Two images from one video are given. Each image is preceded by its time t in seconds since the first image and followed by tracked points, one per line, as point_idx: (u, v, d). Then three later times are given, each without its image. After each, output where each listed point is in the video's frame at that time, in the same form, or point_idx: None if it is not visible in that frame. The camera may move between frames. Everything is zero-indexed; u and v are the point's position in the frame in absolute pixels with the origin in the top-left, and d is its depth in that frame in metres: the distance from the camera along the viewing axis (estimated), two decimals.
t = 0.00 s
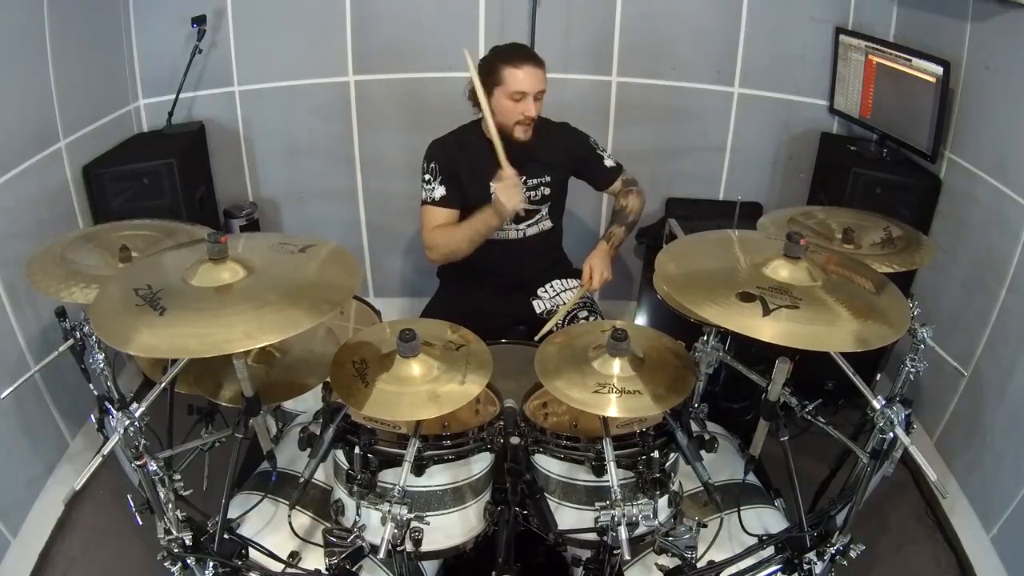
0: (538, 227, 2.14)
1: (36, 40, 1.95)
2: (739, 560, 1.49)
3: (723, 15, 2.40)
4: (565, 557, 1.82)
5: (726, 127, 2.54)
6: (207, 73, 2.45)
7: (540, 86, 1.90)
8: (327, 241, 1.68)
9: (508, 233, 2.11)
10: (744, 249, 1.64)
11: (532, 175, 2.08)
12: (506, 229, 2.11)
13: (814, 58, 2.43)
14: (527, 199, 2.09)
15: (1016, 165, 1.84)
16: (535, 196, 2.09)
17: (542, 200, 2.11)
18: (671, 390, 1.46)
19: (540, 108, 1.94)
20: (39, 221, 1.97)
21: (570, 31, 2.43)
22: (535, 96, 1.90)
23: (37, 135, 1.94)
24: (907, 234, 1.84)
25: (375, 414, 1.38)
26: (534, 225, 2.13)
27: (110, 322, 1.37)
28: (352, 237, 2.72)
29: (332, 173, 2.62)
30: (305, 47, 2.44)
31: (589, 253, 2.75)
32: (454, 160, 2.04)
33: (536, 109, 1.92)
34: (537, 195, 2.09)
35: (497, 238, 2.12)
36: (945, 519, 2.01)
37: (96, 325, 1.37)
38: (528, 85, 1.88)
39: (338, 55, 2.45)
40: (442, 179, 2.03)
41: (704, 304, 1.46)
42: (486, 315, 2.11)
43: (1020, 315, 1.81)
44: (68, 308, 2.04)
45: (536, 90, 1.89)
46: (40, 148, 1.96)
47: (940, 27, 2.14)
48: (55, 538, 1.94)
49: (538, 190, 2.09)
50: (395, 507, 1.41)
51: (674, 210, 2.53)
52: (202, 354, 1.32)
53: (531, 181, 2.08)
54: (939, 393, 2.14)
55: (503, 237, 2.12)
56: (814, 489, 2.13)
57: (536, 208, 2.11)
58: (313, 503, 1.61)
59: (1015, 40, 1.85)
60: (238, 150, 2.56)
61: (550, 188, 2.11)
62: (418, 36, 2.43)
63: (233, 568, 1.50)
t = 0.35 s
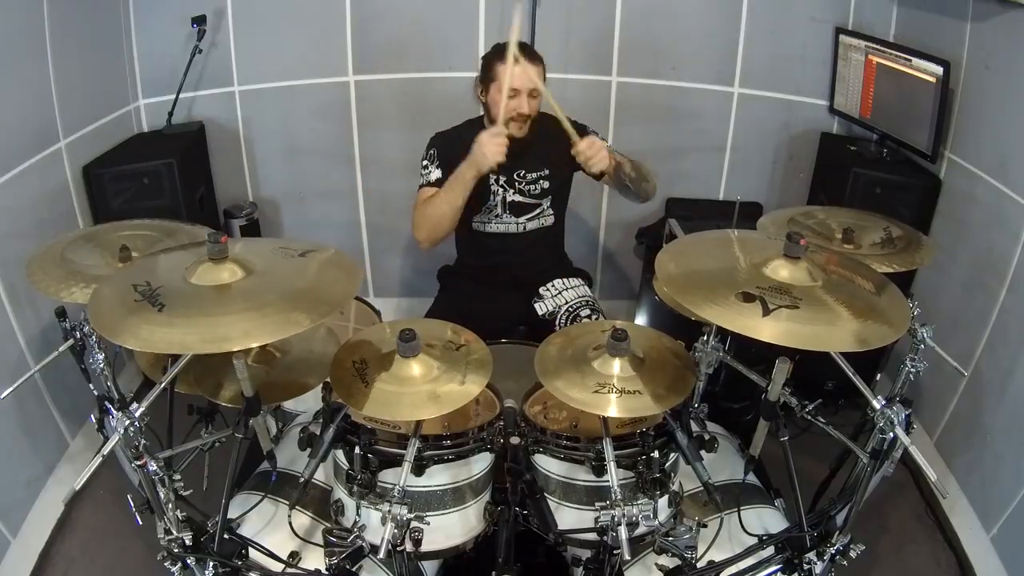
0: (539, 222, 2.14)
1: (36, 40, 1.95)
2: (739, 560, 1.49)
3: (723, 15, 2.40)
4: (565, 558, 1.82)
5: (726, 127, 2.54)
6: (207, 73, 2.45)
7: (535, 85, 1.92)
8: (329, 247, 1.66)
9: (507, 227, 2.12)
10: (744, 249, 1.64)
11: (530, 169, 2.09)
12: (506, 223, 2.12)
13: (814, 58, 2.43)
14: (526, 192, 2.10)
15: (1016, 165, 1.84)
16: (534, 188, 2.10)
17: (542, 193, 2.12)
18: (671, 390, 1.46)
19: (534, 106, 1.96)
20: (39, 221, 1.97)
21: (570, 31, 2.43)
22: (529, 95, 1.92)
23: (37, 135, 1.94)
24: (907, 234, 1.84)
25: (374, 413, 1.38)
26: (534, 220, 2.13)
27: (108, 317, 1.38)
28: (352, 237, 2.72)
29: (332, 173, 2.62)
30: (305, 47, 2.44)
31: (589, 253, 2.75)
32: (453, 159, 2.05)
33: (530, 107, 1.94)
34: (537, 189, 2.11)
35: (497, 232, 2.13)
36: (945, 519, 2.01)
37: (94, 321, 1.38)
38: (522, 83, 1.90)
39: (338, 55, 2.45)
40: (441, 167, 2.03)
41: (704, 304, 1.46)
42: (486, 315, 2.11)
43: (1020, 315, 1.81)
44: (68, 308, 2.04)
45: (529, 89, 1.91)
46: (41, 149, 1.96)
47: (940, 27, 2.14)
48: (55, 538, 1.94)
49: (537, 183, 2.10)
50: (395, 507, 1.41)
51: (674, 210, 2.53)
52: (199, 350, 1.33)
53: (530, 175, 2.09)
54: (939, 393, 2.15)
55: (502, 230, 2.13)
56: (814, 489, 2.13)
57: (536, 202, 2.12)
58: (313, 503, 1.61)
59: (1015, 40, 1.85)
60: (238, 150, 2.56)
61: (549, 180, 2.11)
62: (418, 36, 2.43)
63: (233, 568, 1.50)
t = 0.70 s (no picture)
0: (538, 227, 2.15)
1: (36, 40, 1.95)
2: (739, 560, 1.49)
3: (723, 15, 2.40)
4: (565, 557, 1.82)
5: (726, 127, 2.54)
6: (207, 73, 2.45)
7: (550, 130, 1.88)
8: (330, 240, 1.67)
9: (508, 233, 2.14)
10: (744, 249, 1.64)
11: (532, 180, 2.08)
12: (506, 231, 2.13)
13: (814, 58, 2.43)
14: (527, 203, 2.10)
15: (1016, 165, 1.84)
16: (536, 199, 2.11)
17: (542, 203, 2.12)
18: (671, 390, 1.46)
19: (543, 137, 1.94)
20: (39, 221, 1.97)
21: (570, 31, 2.43)
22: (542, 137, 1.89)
23: (37, 135, 1.94)
24: (907, 234, 1.84)
25: (374, 413, 1.38)
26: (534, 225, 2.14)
27: (108, 321, 1.38)
28: (352, 237, 2.72)
29: (332, 173, 2.62)
30: (305, 48, 2.44)
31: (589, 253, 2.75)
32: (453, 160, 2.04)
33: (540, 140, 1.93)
34: (537, 200, 2.11)
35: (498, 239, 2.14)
36: (945, 519, 2.01)
37: (95, 324, 1.37)
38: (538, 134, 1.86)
39: (338, 55, 2.45)
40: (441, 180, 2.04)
41: (704, 304, 1.47)
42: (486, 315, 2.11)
43: (1020, 315, 1.81)
44: (68, 308, 2.04)
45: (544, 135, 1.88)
46: (40, 149, 1.96)
47: (940, 27, 2.14)
48: (55, 538, 1.94)
49: (539, 194, 2.10)
50: (395, 507, 1.41)
51: (674, 210, 2.53)
52: (200, 354, 1.32)
53: (531, 187, 2.09)
54: (939, 393, 2.15)
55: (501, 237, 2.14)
56: (814, 489, 2.13)
57: (536, 211, 2.13)
58: (313, 503, 1.61)
59: (1015, 40, 1.85)
60: (238, 150, 2.56)
61: (550, 192, 2.12)
62: (418, 36, 2.43)
63: (233, 568, 1.50)
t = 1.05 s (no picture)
0: (540, 225, 2.14)
1: (36, 40, 1.95)
2: (739, 560, 1.49)
3: (723, 15, 2.40)
4: (565, 557, 1.82)
5: (726, 128, 2.54)
6: (207, 73, 2.45)
7: (537, 90, 1.91)
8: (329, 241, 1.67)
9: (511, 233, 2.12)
10: (744, 249, 1.64)
11: (535, 175, 2.08)
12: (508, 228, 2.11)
13: (814, 58, 2.43)
14: (530, 199, 2.09)
15: (1016, 165, 1.84)
16: (538, 196, 2.10)
17: (545, 200, 2.11)
18: (671, 390, 1.46)
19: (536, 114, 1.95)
20: (39, 221, 1.97)
21: (570, 31, 2.43)
22: (530, 100, 1.91)
23: (37, 135, 1.94)
24: (907, 234, 1.84)
25: (374, 413, 1.38)
26: (536, 225, 2.13)
27: (107, 318, 1.38)
28: (352, 237, 2.72)
29: (332, 173, 2.62)
30: (306, 47, 2.44)
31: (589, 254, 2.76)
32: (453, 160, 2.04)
33: (532, 112, 1.93)
34: (540, 196, 2.10)
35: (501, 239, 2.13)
36: (945, 519, 2.01)
37: (93, 322, 1.37)
38: (523, 87, 1.89)
39: (339, 55, 2.45)
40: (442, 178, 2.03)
41: (704, 304, 1.47)
42: (487, 315, 2.11)
43: (1020, 315, 1.81)
44: (68, 308, 2.04)
45: (531, 94, 1.90)
46: (40, 149, 1.96)
47: (940, 27, 2.14)
48: (55, 538, 1.94)
49: (541, 190, 2.09)
50: (395, 507, 1.41)
51: (674, 210, 2.53)
52: (198, 353, 1.32)
53: (535, 182, 2.08)
54: (939, 393, 2.15)
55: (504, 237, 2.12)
56: (814, 489, 2.13)
57: (539, 208, 2.12)
58: (313, 503, 1.61)
59: (1015, 40, 1.85)
60: (238, 150, 2.56)
61: (552, 188, 2.11)
62: (418, 36, 2.43)
63: (233, 568, 1.50)
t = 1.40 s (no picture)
0: (541, 219, 2.11)
1: (36, 39, 1.95)
2: (739, 560, 1.49)
3: (723, 15, 2.40)
4: (565, 557, 1.82)
5: (726, 127, 2.54)
6: (207, 73, 2.44)
7: (516, 86, 1.91)
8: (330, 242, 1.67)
9: (509, 224, 2.11)
10: (745, 249, 1.64)
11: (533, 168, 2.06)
12: (507, 220, 2.10)
13: (814, 58, 2.43)
14: (529, 191, 2.07)
15: (1016, 165, 1.84)
16: (537, 188, 2.08)
17: (545, 193, 2.09)
18: (671, 390, 1.46)
19: (522, 110, 1.95)
20: (39, 221, 1.97)
21: (570, 31, 2.43)
22: (510, 97, 1.92)
23: (37, 135, 1.94)
24: (907, 234, 1.84)
25: (374, 414, 1.38)
26: (536, 218, 2.11)
27: (108, 319, 1.38)
28: (352, 237, 2.72)
29: (332, 173, 2.62)
30: (306, 48, 2.44)
31: (588, 254, 2.76)
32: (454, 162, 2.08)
33: (516, 108, 1.94)
34: (539, 189, 2.08)
35: (499, 228, 2.11)
36: (945, 519, 2.01)
37: (93, 323, 1.37)
38: (500, 84, 1.90)
39: (339, 55, 2.45)
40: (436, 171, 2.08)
41: (704, 304, 1.46)
42: (487, 315, 2.11)
43: (1020, 315, 1.81)
44: (68, 308, 2.04)
45: (509, 90, 1.91)
46: (41, 149, 1.96)
47: (940, 27, 2.14)
48: (55, 538, 1.94)
49: (540, 183, 2.07)
50: (395, 507, 1.41)
51: (674, 210, 2.53)
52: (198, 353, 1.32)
53: (533, 175, 2.07)
54: (939, 394, 2.15)
55: (501, 227, 2.11)
56: (814, 489, 2.13)
57: (539, 200, 2.09)
58: (313, 503, 1.61)
59: (1015, 40, 1.85)
60: (238, 150, 2.56)
61: (552, 181, 2.08)
62: (418, 36, 2.43)
63: (233, 568, 1.51)
